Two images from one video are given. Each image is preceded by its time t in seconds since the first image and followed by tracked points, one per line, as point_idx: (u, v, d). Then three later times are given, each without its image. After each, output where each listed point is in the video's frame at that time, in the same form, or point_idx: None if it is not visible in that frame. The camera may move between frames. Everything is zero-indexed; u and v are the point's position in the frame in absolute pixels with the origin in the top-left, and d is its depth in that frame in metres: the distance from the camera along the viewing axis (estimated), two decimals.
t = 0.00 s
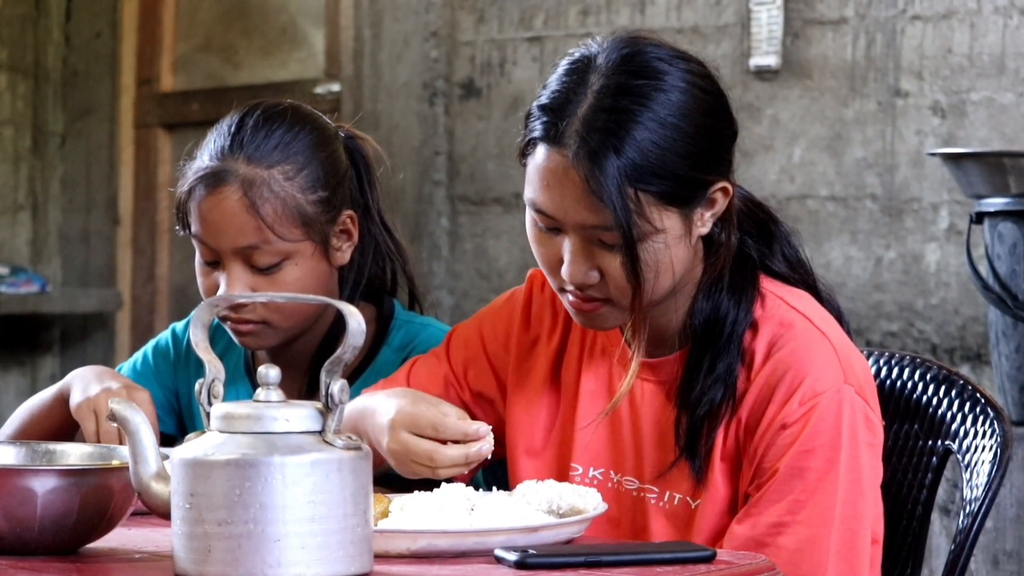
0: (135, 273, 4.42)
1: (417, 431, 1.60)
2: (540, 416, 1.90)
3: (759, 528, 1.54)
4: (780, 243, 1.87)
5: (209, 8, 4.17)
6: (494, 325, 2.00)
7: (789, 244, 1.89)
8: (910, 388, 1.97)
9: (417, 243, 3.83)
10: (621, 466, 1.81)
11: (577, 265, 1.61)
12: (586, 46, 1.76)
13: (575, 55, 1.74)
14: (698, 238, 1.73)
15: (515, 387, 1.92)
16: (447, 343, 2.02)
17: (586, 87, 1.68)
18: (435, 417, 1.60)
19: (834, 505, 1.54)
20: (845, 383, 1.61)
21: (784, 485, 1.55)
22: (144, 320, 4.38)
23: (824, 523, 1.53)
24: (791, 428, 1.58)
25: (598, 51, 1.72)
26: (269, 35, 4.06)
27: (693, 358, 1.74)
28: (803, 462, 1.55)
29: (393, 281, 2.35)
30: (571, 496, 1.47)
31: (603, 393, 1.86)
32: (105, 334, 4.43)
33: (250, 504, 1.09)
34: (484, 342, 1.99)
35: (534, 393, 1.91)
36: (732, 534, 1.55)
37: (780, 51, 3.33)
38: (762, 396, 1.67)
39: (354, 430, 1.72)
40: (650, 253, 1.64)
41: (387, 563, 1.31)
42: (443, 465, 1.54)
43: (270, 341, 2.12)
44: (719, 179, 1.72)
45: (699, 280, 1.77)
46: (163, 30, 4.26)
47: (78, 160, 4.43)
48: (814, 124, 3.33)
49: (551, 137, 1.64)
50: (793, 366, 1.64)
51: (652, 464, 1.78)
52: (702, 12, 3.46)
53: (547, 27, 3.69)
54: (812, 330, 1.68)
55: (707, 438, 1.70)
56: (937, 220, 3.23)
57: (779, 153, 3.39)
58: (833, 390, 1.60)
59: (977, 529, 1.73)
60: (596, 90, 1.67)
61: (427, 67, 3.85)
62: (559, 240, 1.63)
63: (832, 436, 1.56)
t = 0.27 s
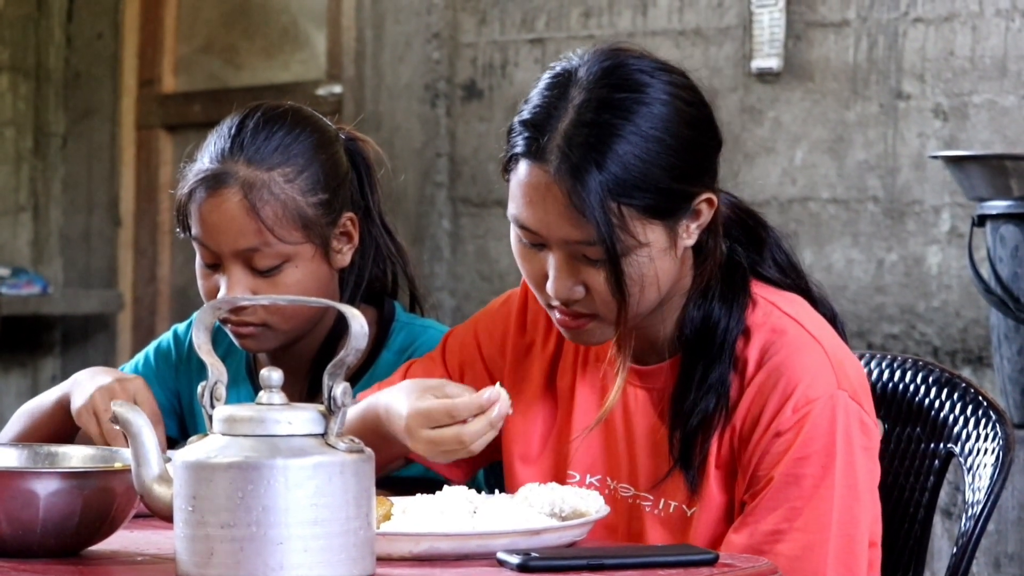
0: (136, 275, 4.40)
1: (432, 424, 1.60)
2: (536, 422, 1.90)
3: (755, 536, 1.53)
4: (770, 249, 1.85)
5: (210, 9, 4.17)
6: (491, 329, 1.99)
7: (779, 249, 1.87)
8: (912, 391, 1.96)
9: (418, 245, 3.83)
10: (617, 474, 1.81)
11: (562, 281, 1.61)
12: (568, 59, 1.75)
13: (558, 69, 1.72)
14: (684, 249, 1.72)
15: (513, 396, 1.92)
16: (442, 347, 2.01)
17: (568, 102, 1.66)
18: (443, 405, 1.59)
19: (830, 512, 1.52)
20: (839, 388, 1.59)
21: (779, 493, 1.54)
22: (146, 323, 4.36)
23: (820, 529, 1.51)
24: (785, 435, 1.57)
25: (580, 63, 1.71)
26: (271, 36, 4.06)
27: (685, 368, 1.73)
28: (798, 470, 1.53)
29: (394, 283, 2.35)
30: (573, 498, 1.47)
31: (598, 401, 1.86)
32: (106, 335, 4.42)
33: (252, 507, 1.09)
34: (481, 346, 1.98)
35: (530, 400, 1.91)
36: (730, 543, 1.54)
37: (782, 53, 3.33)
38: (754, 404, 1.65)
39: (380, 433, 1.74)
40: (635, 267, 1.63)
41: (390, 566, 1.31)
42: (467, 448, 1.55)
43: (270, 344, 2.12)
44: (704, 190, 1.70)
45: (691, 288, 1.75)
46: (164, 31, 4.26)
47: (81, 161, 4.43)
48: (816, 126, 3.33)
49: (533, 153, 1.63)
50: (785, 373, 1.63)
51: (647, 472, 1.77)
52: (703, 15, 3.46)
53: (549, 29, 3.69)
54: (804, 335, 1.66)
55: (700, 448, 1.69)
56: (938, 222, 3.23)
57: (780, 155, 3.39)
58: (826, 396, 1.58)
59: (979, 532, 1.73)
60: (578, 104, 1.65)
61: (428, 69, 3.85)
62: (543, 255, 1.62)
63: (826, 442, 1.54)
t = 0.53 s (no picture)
0: (138, 274, 4.41)
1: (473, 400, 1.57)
2: (534, 426, 1.89)
3: (754, 539, 1.52)
4: (760, 250, 1.84)
5: (213, 10, 4.17)
6: (486, 330, 1.98)
7: (769, 250, 1.86)
8: (915, 390, 1.96)
9: (421, 245, 3.83)
10: (613, 477, 1.79)
11: (548, 294, 1.57)
12: (545, 71, 1.70)
13: (535, 82, 1.68)
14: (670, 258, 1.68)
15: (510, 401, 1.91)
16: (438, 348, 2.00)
17: (545, 115, 1.62)
18: (485, 379, 1.56)
19: (829, 513, 1.52)
20: (835, 389, 1.58)
21: (777, 495, 1.53)
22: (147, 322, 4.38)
23: (819, 530, 1.51)
24: (781, 438, 1.56)
25: (558, 75, 1.67)
26: (273, 36, 4.06)
27: (679, 374, 1.72)
28: (796, 472, 1.53)
29: (395, 283, 2.35)
30: (577, 498, 1.47)
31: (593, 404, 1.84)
32: (108, 336, 4.43)
33: (257, 506, 1.09)
34: (477, 348, 1.98)
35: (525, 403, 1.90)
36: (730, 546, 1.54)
37: (785, 53, 3.33)
38: (750, 407, 1.65)
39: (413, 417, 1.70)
40: (619, 277, 1.59)
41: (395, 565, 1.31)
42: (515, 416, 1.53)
43: (269, 345, 2.12)
44: (687, 198, 1.66)
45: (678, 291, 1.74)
46: (167, 32, 4.26)
47: (82, 161, 4.43)
48: (818, 126, 3.33)
49: (512, 168, 1.59)
50: (779, 375, 1.62)
51: (644, 476, 1.76)
52: (706, 15, 3.46)
53: (551, 29, 3.68)
54: (798, 336, 1.65)
55: (698, 453, 1.68)
56: (941, 222, 3.23)
57: (783, 155, 3.38)
58: (822, 397, 1.57)
59: (983, 532, 1.73)
60: (557, 117, 1.61)
61: (431, 69, 3.84)
62: (528, 269, 1.58)
63: (823, 443, 1.53)
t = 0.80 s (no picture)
0: (141, 275, 4.40)
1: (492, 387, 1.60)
2: (532, 431, 1.88)
3: (754, 542, 1.52)
4: (755, 254, 1.83)
5: (215, 10, 4.17)
6: (485, 334, 1.97)
7: (765, 253, 1.85)
8: (918, 392, 1.96)
9: (423, 246, 3.83)
10: (614, 481, 1.78)
11: (537, 305, 1.57)
12: (532, 82, 1.70)
13: (521, 93, 1.68)
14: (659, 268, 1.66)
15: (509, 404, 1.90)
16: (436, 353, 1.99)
17: (530, 126, 1.62)
18: (506, 368, 1.59)
19: (830, 515, 1.52)
20: (833, 391, 1.58)
21: (778, 498, 1.53)
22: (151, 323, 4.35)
23: (820, 532, 1.51)
24: (780, 441, 1.56)
25: (543, 86, 1.66)
26: (276, 37, 4.06)
27: (678, 381, 1.71)
28: (795, 474, 1.53)
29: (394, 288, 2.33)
30: (580, 500, 1.47)
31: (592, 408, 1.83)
32: (110, 336, 4.43)
33: (259, 508, 1.09)
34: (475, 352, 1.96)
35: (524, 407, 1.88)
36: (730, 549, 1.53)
37: (787, 55, 3.33)
38: (749, 411, 1.65)
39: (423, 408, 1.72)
40: (606, 289, 1.57)
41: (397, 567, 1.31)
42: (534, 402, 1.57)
43: (262, 353, 2.09)
44: (674, 207, 1.64)
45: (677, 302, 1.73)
46: (169, 32, 4.26)
47: (84, 162, 4.43)
48: (820, 128, 3.33)
49: (499, 179, 1.59)
50: (777, 379, 1.62)
51: (645, 480, 1.76)
52: (708, 16, 3.46)
53: (554, 30, 3.67)
54: (796, 338, 1.65)
55: (699, 458, 1.68)
56: (944, 224, 3.23)
57: (785, 157, 3.38)
58: (821, 400, 1.57)
59: (985, 533, 1.73)
60: (542, 127, 1.60)
61: (434, 70, 3.81)
62: (517, 281, 1.58)
63: (823, 445, 1.53)
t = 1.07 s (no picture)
0: (143, 275, 4.41)
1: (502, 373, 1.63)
2: (537, 430, 1.87)
3: (757, 540, 1.52)
4: (760, 254, 1.83)
5: (218, 11, 4.17)
6: (492, 333, 1.97)
7: (769, 252, 1.86)
8: (921, 393, 1.96)
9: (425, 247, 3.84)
10: (617, 480, 1.79)
11: (536, 304, 1.57)
12: (533, 82, 1.70)
13: (521, 94, 1.68)
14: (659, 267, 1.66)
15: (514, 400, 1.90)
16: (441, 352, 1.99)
17: (529, 126, 1.62)
18: (517, 354, 1.62)
19: (834, 513, 1.51)
20: (838, 390, 1.58)
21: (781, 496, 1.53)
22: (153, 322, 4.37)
23: (824, 531, 1.50)
24: (784, 439, 1.56)
25: (542, 87, 1.66)
26: (278, 38, 4.06)
27: (682, 378, 1.71)
28: (799, 473, 1.53)
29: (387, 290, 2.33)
30: (582, 500, 1.46)
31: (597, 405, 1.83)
32: (113, 337, 4.43)
33: (262, 508, 1.09)
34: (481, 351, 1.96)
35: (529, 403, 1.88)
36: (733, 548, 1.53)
37: (790, 55, 3.33)
38: (753, 410, 1.64)
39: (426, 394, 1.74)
40: (603, 287, 1.57)
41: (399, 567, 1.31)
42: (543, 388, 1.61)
43: (250, 365, 2.07)
44: (673, 206, 1.64)
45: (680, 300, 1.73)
46: (172, 33, 4.25)
47: (87, 163, 4.43)
48: (823, 129, 3.33)
49: (497, 179, 1.59)
50: (781, 377, 1.62)
51: (649, 478, 1.76)
52: (711, 17, 3.46)
53: (556, 31, 3.67)
54: (800, 337, 1.65)
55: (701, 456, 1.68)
56: (946, 225, 3.23)
57: (788, 157, 3.38)
58: (825, 398, 1.57)
59: (988, 534, 1.73)
60: (540, 127, 1.60)
61: (436, 70, 3.82)
62: (517, 280, 1.58)
63: (826, 444, 1.53)
